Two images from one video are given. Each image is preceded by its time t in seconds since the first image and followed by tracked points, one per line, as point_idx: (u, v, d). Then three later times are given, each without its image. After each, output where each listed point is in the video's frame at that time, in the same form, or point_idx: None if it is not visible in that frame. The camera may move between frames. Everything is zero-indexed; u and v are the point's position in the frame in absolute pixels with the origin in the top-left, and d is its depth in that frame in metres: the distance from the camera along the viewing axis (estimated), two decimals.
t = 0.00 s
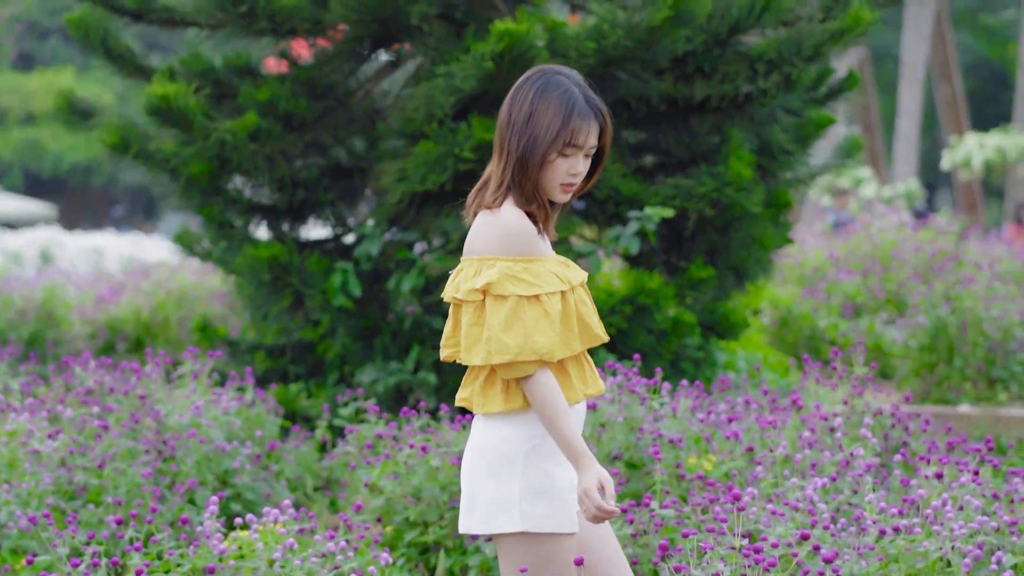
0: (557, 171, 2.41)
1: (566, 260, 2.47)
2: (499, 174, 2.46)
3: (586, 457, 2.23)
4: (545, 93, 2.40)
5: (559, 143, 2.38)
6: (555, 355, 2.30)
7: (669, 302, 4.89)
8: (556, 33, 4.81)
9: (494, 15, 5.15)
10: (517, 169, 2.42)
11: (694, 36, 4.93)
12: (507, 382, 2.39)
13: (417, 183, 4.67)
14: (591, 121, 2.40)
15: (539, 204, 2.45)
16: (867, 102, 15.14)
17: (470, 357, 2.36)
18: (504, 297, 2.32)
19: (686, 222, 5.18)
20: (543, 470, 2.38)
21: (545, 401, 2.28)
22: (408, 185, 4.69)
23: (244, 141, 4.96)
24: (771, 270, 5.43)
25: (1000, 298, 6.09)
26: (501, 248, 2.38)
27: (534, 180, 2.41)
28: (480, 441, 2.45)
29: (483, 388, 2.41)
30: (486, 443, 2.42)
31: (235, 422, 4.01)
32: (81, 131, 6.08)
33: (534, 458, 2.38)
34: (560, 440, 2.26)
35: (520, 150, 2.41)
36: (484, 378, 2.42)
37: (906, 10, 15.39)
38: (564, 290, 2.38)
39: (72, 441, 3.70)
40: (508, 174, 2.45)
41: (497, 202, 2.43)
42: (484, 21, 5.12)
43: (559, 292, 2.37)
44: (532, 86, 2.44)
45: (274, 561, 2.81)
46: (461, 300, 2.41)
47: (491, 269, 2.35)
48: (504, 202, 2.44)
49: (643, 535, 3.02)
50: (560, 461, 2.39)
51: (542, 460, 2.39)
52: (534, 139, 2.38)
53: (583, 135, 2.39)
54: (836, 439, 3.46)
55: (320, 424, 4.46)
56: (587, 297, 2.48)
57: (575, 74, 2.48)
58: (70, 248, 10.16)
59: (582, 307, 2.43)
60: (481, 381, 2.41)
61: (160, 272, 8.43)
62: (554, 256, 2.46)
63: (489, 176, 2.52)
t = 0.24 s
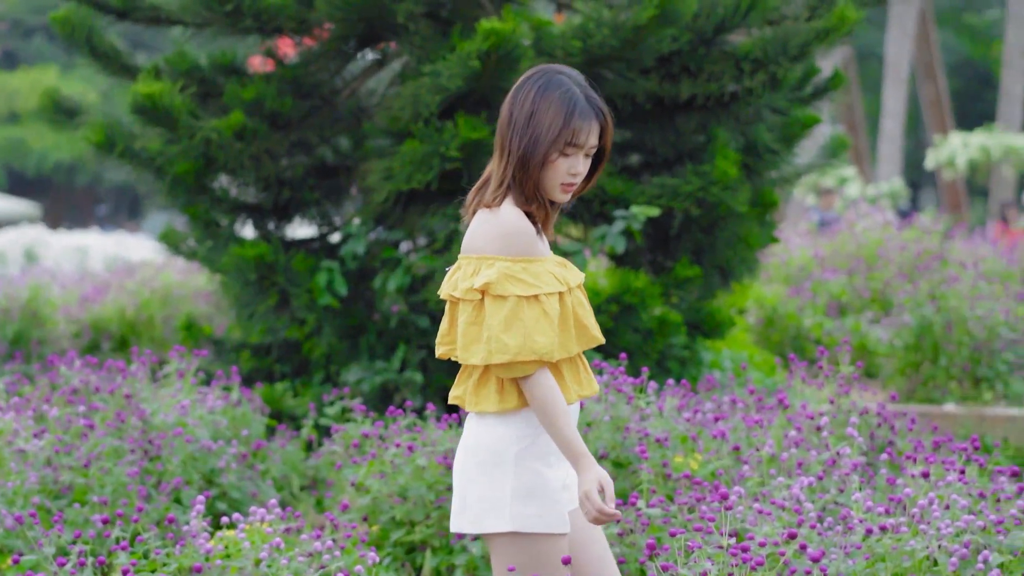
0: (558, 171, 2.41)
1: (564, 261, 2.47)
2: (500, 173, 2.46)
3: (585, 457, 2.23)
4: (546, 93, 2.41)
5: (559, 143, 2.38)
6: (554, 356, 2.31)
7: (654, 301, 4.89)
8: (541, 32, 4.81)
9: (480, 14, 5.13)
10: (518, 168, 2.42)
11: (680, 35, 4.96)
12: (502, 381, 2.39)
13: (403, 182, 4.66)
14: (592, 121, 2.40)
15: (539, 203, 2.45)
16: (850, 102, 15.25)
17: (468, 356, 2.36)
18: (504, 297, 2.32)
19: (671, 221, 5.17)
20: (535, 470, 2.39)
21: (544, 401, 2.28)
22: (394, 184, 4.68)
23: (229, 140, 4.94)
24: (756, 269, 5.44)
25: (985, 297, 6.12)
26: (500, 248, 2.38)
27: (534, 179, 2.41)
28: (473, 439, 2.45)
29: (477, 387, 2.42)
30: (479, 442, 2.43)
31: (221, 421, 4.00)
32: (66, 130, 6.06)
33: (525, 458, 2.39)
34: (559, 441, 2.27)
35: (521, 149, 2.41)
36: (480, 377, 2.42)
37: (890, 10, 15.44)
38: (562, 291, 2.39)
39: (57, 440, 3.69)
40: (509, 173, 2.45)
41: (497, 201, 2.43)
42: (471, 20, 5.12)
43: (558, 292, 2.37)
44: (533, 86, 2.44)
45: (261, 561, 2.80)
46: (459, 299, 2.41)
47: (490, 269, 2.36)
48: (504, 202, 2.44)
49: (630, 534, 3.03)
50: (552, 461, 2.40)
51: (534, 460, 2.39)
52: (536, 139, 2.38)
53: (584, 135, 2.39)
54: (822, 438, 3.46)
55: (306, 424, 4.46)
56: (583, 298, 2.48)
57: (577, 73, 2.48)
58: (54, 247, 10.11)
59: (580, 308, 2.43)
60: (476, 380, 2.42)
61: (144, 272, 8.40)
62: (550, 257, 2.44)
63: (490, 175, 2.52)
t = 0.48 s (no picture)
0: (559, 171, 2.40)
1: (564, 260, 2.47)
2: (500, 172, 2.45)
3: (585, 458, 2.26)
4: (548, 93, 2.40)
5: (562, 143, 2.38)
6: (552, 356, 2.32)
7: (638, 300, 4.89)
8: (524, 31, 4.83)
9: (465, 12, 5.05)
10: (519, 167, 2.41)
11: (664, 34, 4.92)
12: (499, 380, 2.39)
13: (387, 181, 4.65)
14: (594, 121, 2.40)
15: (540, 203, 2.44)
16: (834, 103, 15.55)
17: (465, 355, 2.37)
18: (501, 297, 2.32)
19: (656, 219, 5.19)
20: (531, 470, 2.39)
21: (544, 402, 2.30)
22: (379, 182, 4.67)
23: (214, 138, 4.93)
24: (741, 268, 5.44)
25: (969, 296, 6.10)
26: (500, 247, 2.38)
27: (536, 179, 2.41)
28: (469, 437, 2.45)
29: (474, 385, 2.42)
30: (476, 439, 2.43)
31: (206, 419, 3.99)
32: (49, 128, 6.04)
33: (521, 457, 2.39)
34: (559, 441, 2.29)
35: (523, 148, 2.40)
36: (476, 374, 2.43)
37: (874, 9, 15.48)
38: (561, 291, 2.39)
39: (41, 439, 3.68)
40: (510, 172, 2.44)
41: (498, 200, 2.42)
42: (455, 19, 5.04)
43: (556, 292, 2.37)
44: (535, 85, 2.44)
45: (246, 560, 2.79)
46: (458, 296, 2.42)
47: (488, 268, 2.35)
48: (505, 201, 2.43)
49: (616, 532, 3.03)
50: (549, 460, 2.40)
51: (530, 460, 2.39)
52: (538, 138, 2.38)
53: (587, 136, 2.39)
54: (808, 437, 3.46)
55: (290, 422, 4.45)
56: (582, 296, 2.48)
57: (578, 73, 2.48)
58: (34, 246, 10.05)
59: (579, 307, 2.43)
60: (472, 379, 2.42)
61: (126, 270, 8.34)
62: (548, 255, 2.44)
63: (490, 174, 2.51)
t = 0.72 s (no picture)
0: (561, 171, 2.41)
1: (565, 260, 2.47)
2: (502, 172, 2.45)
3: (585, 460, 2.26)
4: (550, 93, 2.41)
5: (564, 143, 2.38)
6: (551, 356, 2.31)
7: (624, 299, 4.89)
8: (510, 30, 4.79)
9: (449, 11, 5.06)
10: (521, 167, 2.42)
11: (649, 33, 4.93)
12: (499, 381, 2.39)
13: (372, 179, 4.64)
14: (596, 121, 2.41)
15: (542, 203, 2.44)
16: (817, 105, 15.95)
17: (465, 355, 2.37)
18: (500, 297, 2.32)
19: (641, 218, 5.18)
20: (531, 470, 2.38)
21: (543, 403, 2.30)
22: (364, 181, 4.66)
23: (199, 137, 4.91)
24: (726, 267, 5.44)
25: (953, 295, 6.09)
26: (500, 248, 2.38)
27: (538, 179, 2.41)
28: (471, 437, 2.45)
29: (474, 385, 2.42)
30: (477, 439, 2.43)
31: (191, 419, 3.98)
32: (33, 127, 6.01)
33: (522, 457, 2.38)
34: (559, 442, 2.29)
35: (525, 148, 2.40)
36: (477, 374, 2.43)
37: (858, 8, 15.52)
38: (561, 291, 2.38)
39: (26, 438, 3.66)
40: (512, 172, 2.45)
41: (499, 200, 2.43)
42: (439, 18, 5.05)
43: (556, 292, 2.37)
44: (537, 85, 2.44)
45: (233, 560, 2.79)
46: (458, 297, 2.41)
47: (487, 268, 2.36)
48: (507, 201, 2.43)
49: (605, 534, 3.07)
50: (550, 461, 2.40)
51: (530, 460, 2.39)
52: (540, 138, 2.38)
53: (588, 136, 2.39)
54: (795, 437, 3.47)
55: (276, 421, 4.45)
56: (584, 297, 2.48)
57: (580, 73, 2.48)
58: (16, 244, 10.01)
59: (579, 308, 2.43)
60: (473, 379, 2.43)
61: (110, 269, 8.32)
62: (550, 254, 2.45)
63: (492, 173, 2.51)
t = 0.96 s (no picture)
0: (566, 172, 2.41)
1: (572, 263, 2.48)
2: (508, 175, 2.45)
3: (587, 464, 2.25)
4: (555, 94, 2.41)
5: (570, 144, 2.38)
6: (554, 360, 2.31)
7: (612, 299, 4.89)
8: (499, 30, 4.78)
9: (436, 11, 5.04)
10: (526, 170, 2.41)
11: (638, 33, 4.84)
12: (505, 385, 2.40)
13: (360, 179, 4.63)
14: (602, 123, 2.41)
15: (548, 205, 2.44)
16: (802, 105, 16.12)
17: (469, 359, 2.38)
18: (502, 301, 2.33)
19: (629, 220, 5.13)
20: (538, 471, 2.39)
21: (545, 406, 2.30)
22: (352, 181, 4.65)
23: (186, 138, 4.89)
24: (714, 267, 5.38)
25: (940, 296, 6.08)
26: (503, 252, 2.38)
27: (543, 181, 2.41)
28: (478, 440, 2.46)
29: (481, 389, 2.44)
30: (484, 442, 2.43)
31: (180, 420, 3.99)
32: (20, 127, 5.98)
33: (529, 459, 2.39)
34: (561, 446, 2.28)
35: (530, 150, 2.40)
36: (484, 378, 2.44)
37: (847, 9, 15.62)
38: (564, 294, 2.39)
39: (13, 440, 3.65)
40: (517, 175, 2.44)
41: (504, 203, 2.43)
42: (427, 18, 5.04)
43: (559, 295, 2.37)
44: (542, 86, 2.44)
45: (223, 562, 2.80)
46: (462, 301, 2.41)
47: (491, 272, 2.36)
48: (513, 204, 2.43)
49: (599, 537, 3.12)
50: (557, 463, 2.40)
51: (538, 462, 2.39)
52: (545, 140, 2.38)
53: (594, 137, 2.39)
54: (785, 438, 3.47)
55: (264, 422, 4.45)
56: (591, 299, 2.48)
57: (585, 75, 2.48)
58: None
59: (585, 311, 2.42)
60: (480, 382, 2.44)
61: (95, 271, 8.30)
62: (557, 256, 2.46)
63: (497, 177, 2.51)
